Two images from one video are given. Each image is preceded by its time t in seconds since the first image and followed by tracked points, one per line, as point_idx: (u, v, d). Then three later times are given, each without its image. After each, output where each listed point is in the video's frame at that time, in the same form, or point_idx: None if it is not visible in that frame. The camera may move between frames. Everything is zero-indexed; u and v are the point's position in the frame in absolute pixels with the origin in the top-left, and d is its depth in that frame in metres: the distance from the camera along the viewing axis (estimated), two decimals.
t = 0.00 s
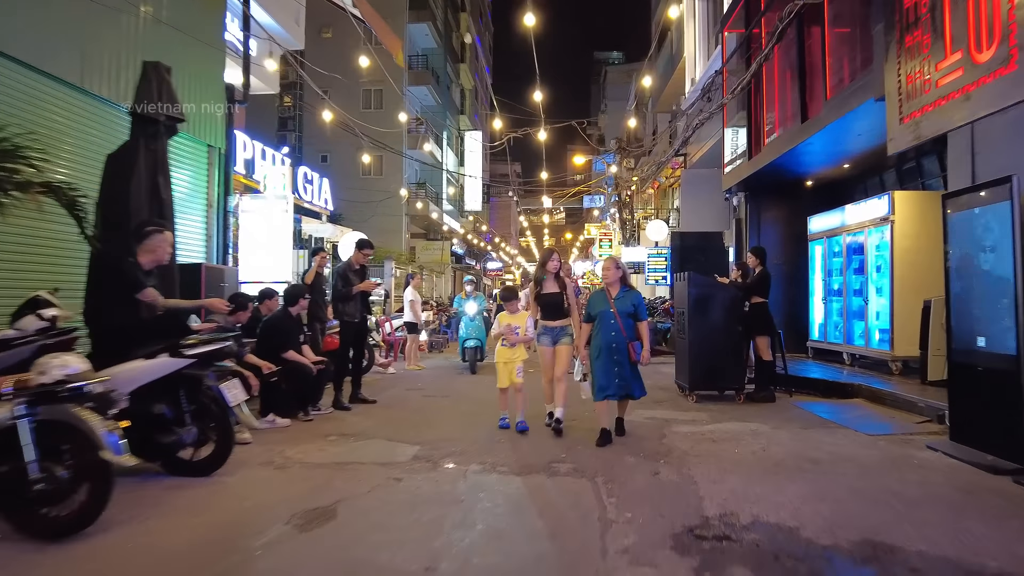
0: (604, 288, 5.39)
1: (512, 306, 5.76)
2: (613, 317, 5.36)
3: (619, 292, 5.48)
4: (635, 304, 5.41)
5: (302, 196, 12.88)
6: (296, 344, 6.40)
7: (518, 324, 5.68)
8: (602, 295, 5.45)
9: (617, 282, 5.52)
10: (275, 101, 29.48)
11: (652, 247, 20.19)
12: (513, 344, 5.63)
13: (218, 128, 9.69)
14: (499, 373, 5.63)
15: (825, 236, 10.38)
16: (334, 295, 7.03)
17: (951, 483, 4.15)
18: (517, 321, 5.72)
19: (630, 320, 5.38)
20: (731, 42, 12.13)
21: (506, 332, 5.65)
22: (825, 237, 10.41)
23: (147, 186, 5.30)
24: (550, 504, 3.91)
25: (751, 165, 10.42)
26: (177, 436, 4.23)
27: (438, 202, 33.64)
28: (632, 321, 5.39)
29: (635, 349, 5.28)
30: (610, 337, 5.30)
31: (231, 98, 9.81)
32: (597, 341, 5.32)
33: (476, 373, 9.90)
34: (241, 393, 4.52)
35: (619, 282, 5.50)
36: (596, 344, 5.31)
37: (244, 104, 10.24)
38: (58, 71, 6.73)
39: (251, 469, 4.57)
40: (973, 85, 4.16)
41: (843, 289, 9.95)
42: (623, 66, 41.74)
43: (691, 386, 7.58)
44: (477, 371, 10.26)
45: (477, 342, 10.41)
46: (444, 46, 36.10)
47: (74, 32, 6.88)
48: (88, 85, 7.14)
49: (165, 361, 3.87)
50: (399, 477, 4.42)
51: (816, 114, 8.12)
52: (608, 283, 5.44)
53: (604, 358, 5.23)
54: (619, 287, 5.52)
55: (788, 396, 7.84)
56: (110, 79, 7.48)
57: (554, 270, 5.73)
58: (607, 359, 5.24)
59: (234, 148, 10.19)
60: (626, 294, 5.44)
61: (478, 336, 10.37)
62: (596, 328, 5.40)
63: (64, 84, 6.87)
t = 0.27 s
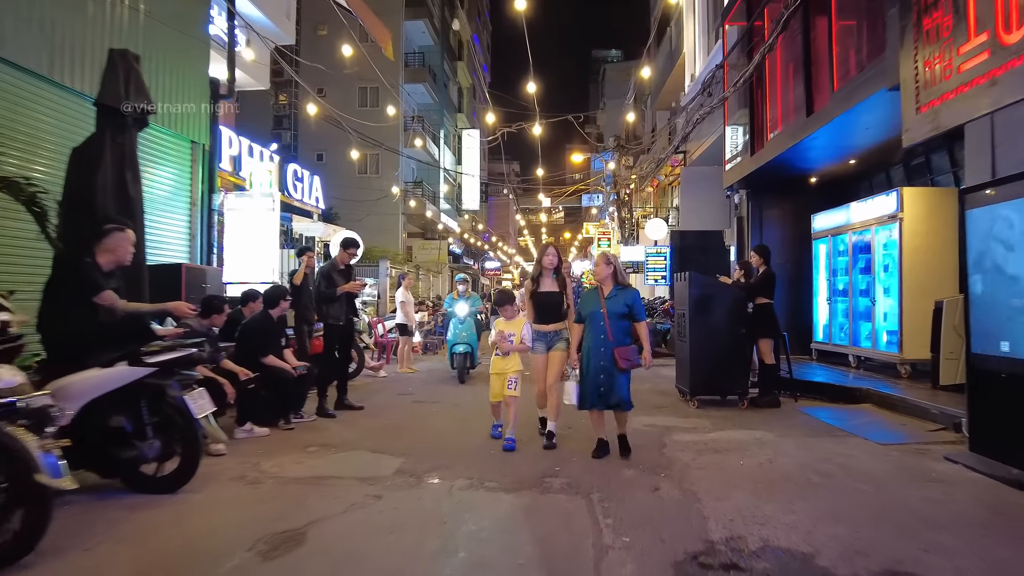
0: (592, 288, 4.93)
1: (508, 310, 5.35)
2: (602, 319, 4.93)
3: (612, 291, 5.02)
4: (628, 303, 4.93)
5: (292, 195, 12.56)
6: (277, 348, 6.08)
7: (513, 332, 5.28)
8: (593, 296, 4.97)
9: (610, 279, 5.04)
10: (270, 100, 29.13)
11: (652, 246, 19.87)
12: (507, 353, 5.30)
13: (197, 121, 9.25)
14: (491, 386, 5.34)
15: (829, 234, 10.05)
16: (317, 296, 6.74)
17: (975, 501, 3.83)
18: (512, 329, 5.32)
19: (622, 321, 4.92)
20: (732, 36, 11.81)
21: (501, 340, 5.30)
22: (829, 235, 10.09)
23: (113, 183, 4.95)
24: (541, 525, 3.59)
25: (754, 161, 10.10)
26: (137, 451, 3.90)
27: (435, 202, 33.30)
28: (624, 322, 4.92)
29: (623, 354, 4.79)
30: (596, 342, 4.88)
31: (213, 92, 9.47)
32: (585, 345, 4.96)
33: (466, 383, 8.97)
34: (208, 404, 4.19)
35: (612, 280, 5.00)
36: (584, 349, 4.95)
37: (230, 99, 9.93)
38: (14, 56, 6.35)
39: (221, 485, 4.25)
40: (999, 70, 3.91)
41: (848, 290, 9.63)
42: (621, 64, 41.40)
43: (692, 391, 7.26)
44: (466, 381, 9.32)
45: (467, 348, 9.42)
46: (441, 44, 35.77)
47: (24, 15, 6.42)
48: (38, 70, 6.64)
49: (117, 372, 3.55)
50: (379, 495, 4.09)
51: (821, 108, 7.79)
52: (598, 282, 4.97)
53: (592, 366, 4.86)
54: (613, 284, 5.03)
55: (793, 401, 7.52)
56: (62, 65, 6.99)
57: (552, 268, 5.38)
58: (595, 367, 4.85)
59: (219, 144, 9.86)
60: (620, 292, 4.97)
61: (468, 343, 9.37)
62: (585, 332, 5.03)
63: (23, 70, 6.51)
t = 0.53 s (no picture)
0: (589, 283, 4.59)
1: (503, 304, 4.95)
2: (597, 315, 4.59)
3: (609, 285, 4.64)
4: (624, 298, 4.53)
5: (283, 190, 12.30)
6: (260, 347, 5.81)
7: (508, 327, 4.95)
8: (591, 290, 4.67)
9: (609, 273, 4.69)
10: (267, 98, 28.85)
11: (651, 244, 19.63)
12: (502, 350, 4.92)
13: (181, 111, 8.88)
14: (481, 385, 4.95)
15: (834, 230, 9.79)
16: (304, 293, 6.46)
17: (998, 508, 3.57)
18: (506, 323, 4.98)
19: (618, 317, 4.52)
20: (733, 28, 11.55)
21: (492, 336, 4.95)
22: (834, 231, 9.82)
23: (82, 171, 4.64)
24: (532, 536, 3.32)
25: (757, 155, 9.83)
26: (99, 456, 3.62)
27: (434, 200, 33.02)
28: (619, 319, 4.52)
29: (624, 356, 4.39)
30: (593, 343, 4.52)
31: (197, 83, 9.16)
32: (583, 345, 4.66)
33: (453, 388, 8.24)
34: (177, 405, 3.92)
35: (609, 273, 4.64)
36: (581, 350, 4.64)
37: (218, 91, 9.65)
38: None
39: (193, 491, 3.98)
40: None
41: (854, 286, 9.36)
42: (621, 62, 41.20)
43: (694, 392, 6.99)
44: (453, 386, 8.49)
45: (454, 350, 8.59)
46: (439, 41, 35.50)
47: None
48: None
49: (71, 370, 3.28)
50: (360, 503, 3.83)
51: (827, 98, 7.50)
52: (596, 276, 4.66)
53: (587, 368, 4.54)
54: (611, 277, 4.66)
55: (798, 402, 7.26)
56: (26, 45, 6.54)
57: (550, 261, 5.09)
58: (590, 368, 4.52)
59: (207, 137, 9.58)
60: (617, 286, 4.59)
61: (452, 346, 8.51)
62: (583, 329, 4.71)
63: None
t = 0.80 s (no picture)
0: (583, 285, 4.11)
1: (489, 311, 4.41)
2: (596, 320, 4.11)
3: (611, 286, 4.16)
4: (626, 301, 4.04)
5: (273, 189, 12.01)
6: (237, 352, 5.52)
7: (496, 334, 4.46)
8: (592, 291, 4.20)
9: (609, 272, 4.17)
10: (262, 96, 28.54)
11: (649, 244, 19.36)
12: (490, 362, 4.43)
13: (162, 107, 8.56)
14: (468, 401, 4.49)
15: (837, 230, 9.52)
16: (285, 295, 6.18)
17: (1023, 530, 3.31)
18: (494, 330, 4.50)
19: (620, 323, 4.03)
20: (733, 23, 11.28)
21: (478, 344, 4.45)
22: (837, 232, 9.56)
23: (40, 166, 4.33)
24: (518, 563, 3.04)
25: (758, 153, 9.55)
26: (47, 473, 3.33)
27: (431, 200, 32.72)
28: (620, 325, 4.03)
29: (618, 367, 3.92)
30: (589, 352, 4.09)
31: (180, 78, 8.85)
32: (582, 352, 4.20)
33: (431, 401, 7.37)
34: (136, 418, 3.63)
35: (611, 272, 4.16)
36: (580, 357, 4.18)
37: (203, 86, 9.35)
38: None
39: (155, 509, 3.70)
40: None
41: (858, 288, 9.10)
42: (619, 61, 40.92)
43: (693, 398, 6.72)
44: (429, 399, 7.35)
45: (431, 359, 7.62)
46: (436, 39, 35.18)
47: None
48: None
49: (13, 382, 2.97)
50: (334, 523, 3.55)
51: (830, 93, 7.24)
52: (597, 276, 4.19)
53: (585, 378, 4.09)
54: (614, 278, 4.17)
55: (801, 408, 6.99)
56: None
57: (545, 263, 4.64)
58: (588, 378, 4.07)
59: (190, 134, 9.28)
60: (620, 288, 4.11)
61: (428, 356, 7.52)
62: (582, 335, 4.25)
63: None
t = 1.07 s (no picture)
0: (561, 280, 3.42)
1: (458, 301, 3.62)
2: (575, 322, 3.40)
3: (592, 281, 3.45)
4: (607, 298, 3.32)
5: (250, 185, 11.65)
6: (199, 353, 5.18)
7: (468, 335, 3.72)
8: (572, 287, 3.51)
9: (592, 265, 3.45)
10: (247, 93, 28.10)
11: (638, 243, 19.13)
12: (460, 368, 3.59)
13: (131, 97, 8.18)
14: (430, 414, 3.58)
15: (828, 227, 9.31)
16: (253, 292, 5.85)
17: None
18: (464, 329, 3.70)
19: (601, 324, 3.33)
20: (722, 17, 11.06)
21: (445, 345, 3.56)
22: (828, 228, 9.35)
23: None
24: None
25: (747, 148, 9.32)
26: None
27: (418, 198, 32.35)
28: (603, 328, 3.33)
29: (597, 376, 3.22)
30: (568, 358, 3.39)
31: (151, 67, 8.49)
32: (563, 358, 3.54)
33: (381, 417, 6.19)
34: (72, 425, 3.31)
35: (592, 265, 3.43)
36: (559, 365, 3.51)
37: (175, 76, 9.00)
38: None
39: (95, 525, 3.37)
40: None
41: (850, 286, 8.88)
42: (607, 60, 40.74)
43: (682, 400, 6.45)
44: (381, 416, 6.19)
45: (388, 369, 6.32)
46: (423, 37, 34.83)
47: None
48: None
49: None
50: (291, 540, 3.24)
51: (822, 84, 7.03)
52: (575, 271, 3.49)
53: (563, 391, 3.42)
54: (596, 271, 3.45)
55: (793, 410, 6.75)
56: None
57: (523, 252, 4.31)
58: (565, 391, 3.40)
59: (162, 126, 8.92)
60: (602, 284, 3.40)
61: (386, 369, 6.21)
62: (560, 340, 3.56)
63: None
